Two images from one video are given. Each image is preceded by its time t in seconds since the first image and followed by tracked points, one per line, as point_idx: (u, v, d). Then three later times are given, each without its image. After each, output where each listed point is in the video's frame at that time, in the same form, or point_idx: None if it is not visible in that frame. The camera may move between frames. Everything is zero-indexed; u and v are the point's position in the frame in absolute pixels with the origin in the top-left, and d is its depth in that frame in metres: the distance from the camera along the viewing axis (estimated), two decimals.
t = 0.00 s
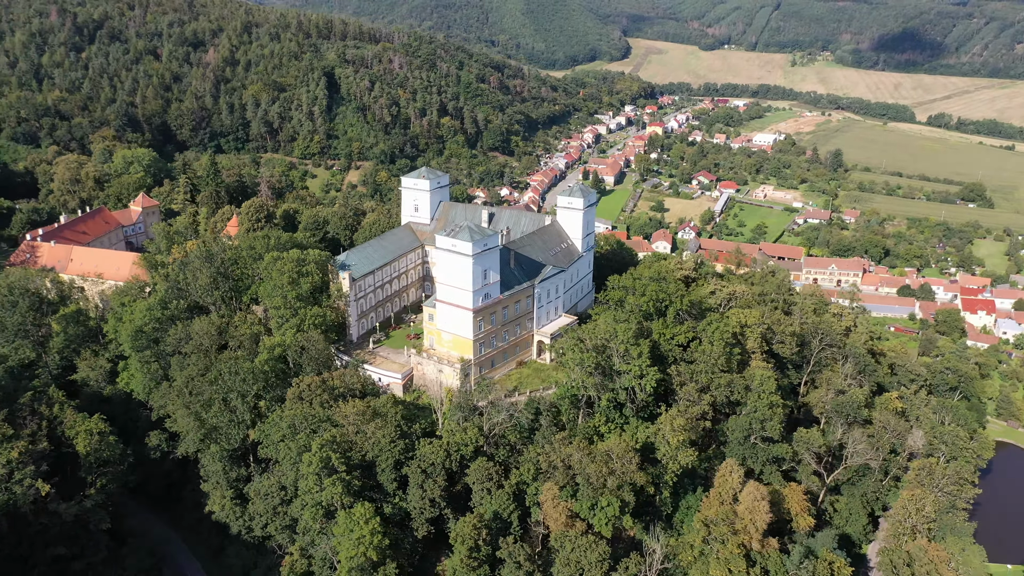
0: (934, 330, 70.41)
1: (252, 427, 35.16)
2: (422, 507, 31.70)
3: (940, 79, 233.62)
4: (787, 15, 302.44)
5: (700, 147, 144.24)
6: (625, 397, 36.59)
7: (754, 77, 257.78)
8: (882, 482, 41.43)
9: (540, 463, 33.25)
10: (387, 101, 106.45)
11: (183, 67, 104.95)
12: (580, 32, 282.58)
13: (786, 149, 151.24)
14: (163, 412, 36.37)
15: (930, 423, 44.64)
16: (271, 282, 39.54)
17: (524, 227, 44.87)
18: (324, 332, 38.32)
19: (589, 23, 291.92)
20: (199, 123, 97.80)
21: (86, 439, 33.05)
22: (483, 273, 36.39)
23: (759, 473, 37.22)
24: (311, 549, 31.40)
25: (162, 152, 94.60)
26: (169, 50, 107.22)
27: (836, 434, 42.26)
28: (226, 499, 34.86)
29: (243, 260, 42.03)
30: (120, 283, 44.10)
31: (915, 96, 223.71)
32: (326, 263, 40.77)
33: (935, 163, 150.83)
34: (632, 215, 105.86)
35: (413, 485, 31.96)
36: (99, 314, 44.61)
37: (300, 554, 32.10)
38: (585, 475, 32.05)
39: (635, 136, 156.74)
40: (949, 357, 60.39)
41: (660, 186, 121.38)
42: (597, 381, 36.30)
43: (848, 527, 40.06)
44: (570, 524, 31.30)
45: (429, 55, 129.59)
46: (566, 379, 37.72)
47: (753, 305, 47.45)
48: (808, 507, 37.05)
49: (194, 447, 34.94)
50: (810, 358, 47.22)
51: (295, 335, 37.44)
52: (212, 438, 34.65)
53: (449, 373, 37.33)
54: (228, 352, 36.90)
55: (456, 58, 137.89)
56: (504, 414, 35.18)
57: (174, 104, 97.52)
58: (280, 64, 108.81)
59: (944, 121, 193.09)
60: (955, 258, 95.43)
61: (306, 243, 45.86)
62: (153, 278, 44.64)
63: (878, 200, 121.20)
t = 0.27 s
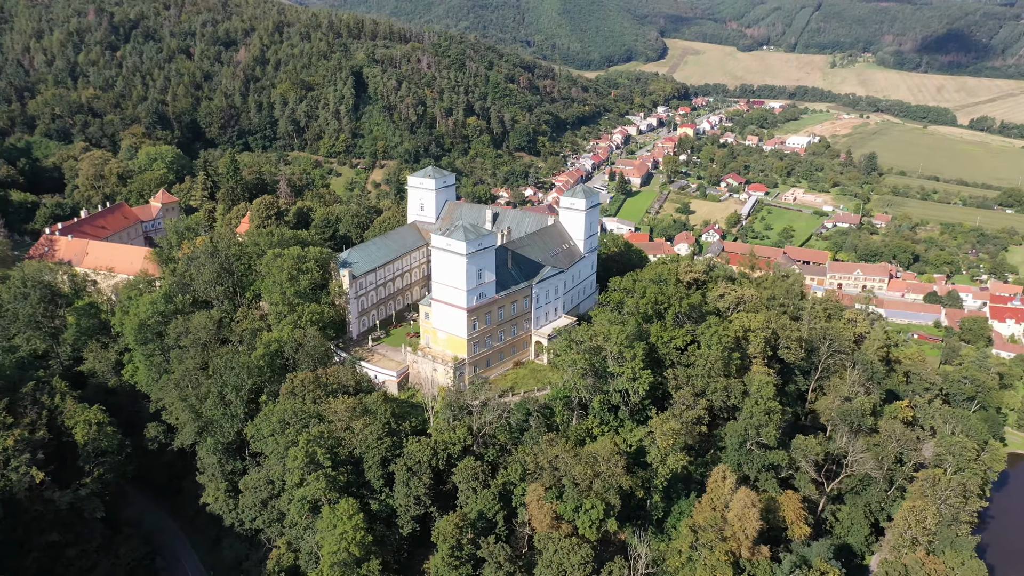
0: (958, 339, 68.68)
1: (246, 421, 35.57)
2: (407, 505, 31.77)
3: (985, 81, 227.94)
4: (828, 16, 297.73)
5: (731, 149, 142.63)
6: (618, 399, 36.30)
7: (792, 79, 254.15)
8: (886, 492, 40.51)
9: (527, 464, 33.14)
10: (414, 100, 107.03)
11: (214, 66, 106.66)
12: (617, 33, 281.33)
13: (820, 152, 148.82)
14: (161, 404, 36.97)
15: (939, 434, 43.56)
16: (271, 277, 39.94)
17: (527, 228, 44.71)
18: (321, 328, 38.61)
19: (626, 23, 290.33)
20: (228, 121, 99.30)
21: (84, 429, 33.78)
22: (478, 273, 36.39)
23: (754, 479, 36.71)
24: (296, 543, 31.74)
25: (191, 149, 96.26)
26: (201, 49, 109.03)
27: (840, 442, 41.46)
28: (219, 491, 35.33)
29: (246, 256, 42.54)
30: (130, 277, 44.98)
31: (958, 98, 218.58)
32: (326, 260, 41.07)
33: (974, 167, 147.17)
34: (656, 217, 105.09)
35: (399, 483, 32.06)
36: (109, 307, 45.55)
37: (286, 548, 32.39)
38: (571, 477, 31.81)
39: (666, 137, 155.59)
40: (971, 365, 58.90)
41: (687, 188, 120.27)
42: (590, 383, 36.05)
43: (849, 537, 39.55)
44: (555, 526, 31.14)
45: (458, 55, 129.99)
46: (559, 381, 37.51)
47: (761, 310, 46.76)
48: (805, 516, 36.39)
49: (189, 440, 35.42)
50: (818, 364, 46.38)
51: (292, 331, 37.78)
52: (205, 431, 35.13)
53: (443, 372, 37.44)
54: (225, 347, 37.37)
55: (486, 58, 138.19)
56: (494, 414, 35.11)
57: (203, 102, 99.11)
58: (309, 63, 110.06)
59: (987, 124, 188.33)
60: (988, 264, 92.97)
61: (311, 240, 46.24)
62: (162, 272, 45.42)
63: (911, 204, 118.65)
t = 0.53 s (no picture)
0: (981, 347, 67.03)
1: (239, 415, 35.99)
2: (391, 501, 31.93)
3: None
4: (869, 17, 292.87)
5: (761, 151, 140.90)
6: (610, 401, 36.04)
7: (830, 80, 250.30)
8: (888, 502, 39.69)
9: (513, 464, 33.08)
10: (438, 100, 107.45)
11: (242, 64, 108.16)
12: (652, 33, 279.50)
13: (852, 154, 146.30)
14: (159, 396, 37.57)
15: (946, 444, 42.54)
16: (271, 273, 40.35)
17: (529, 228, 44.63)
18: (317, 324, 38.89)
19: (662, 24, 288.31)
20: (255, 119, 100.71)
21: (82, 419, 34.49)
22: (471, 271, 36.41)
23: (748, 485, 36.23)
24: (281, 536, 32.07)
25: (217, 146, 97.69)
26: (231, 47, 110.66)
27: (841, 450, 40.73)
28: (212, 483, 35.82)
29: (248, 251, 43.02)
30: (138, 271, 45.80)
31: (1001, 101, 213.37)
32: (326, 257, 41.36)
33: (1013, 172, 143.53)
34: (679, 219, 104.23)
35: (384, 480, 32.23)
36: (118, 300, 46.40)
37: (272, 541, 32.74)
38: (555, 478, 31.69)
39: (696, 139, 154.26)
40: (990, 374, 57.43)
41: (713, 190, 119.06)
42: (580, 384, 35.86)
43: (848, 546, 38.86)
44: (537, 527, 31.04)
45: (486, 55, 130.20)
46: (552, 381, 37.35)
47: (766, 314, 46.09)
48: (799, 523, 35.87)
49: (185, 433, 36.01)
50: (824, 370, 45.58)
51: (288, 327, 38.12)
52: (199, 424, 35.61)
53: (436, 371, 37.51)
54: (222, 342, 37.85)
55: (514, 58, 138.24)
56: (484, 413, 35.10)
57: (231, 101, 100.59)
58: (336, 62, 111.11)
59: None
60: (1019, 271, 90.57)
61: (315, 237, 46.60)
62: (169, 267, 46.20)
63: (944, 209, 116.09)
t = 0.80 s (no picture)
0: (1004, 355, 65.37)
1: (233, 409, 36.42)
2: (377, 499, 32.11)
3: None
4: (910, 18, 287.53)
5: (791, 153, 138.99)
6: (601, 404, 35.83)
7: (869, 81, 246.02)
8: (890, 513, 38.90)
9: (499, 464, 33.07)
10: (463, 100, 107.76)
11: (270, 64, 109.58)
12: (687, 33, 277.19)
13: (886, 157, 143.61)
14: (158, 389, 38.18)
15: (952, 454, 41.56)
16: (271, 270, 40.77)
17: (531, 228, 44.51)
18: (314, 321, 39.20)
19: (698, 24, 285.81)
20: (281, 118, 102.04)
21: (80, 410, 35.22)
22: (464, 271, 36.42)
23: (740, 491, 35.80)
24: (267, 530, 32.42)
25: (243, 144, 99.06)
26: (260, 47, 112.17)
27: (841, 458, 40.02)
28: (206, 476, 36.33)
29: (252, 248, 43.51)
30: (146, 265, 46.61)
31: None
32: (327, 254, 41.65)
33: None
34: (702, 221, 103.27)
35: (369, 477, 32.41)
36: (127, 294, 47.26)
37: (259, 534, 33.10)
38: (538, 479, 31.61)
39: (725, 140, 152.68)
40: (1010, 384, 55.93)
41: (739, 192, 117.74)
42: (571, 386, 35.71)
43: (848, 556, 38.32)
44: (520, 528, 30.97)
45: (513, 55, 130.27)
46: (544, 382, 37.22)
47: (770, 319, 45.44)
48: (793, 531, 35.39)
49: (180, 425, 36.53)
50: (830, 376, 44.82)
51: (284, 323, 38.49)
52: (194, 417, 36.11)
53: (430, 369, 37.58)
54: (221, 336, 38.36)
55: (542, 58, 138.09)
56: (473, 412, 35.11)
57: (257, 99, 101.99)
58: (362, 62, 112.03)
59: None
60: None
61: (319, 234, 46.94)
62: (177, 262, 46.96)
63: (978, 214, 113.41)
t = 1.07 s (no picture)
0: None
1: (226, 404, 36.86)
2: (362, 496, 32.33)
3: None
4: (953, 19, 281.76)
5: (822, 155, 136.87)
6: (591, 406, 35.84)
7: (908, 83, 241.34)
8: (890, 523, 37.99)
9: (484, 465, 33.08)
10: (487, 99, 107.93)
11: (298, 63, 110.83)
12: (723, 33, 274.65)
13: (920, 161, 140.74)
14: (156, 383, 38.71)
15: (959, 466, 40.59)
16: (272, 266, 41.23)
17: (532, 228, 44.41)
18: (311, 318, 39.47)
19: (734, 24, 282.85)
20: (306, 116, 103.12)
21: (80, 401, 36.01)
22: (456, 271, 36.45)
23: (731, 497, 35.32)
24: (254, 524, 32.80)
25: (269, 142, 100.30)
26: (288, 46, 113.54)
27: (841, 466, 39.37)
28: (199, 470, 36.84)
29: (256, 245, 43.98)
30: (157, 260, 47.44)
31: None
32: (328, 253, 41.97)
33: None
34: (725, 224, 102.22)
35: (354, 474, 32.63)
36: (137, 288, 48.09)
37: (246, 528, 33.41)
38: (521, 480, 31.56)
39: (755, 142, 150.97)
40: None
41: (766, 195, 116.28)
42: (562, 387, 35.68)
43: (844, 566, 37.19)
44: (502, 528, 30.97)
45: (540, 55, 130.18)
46: (536, 384, 37.04)
47: (774, 323, 44.76)
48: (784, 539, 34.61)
49: (177, 418, 37.12)
50: (835, 383, 44.05)
51: (281, 319, 38.86)
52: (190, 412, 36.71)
53: (422, 368, 37.69)
54: (219, 332, 38.87)
55: (569, 58, 137.79)
56: (462, 412, 35.06)
57: (284, 98, 103.22)
58: (388, 62, 112.78)
59: None
60: None
61: (324, 232, 47.34)
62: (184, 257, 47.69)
63: (1012, 220, 110.56)
